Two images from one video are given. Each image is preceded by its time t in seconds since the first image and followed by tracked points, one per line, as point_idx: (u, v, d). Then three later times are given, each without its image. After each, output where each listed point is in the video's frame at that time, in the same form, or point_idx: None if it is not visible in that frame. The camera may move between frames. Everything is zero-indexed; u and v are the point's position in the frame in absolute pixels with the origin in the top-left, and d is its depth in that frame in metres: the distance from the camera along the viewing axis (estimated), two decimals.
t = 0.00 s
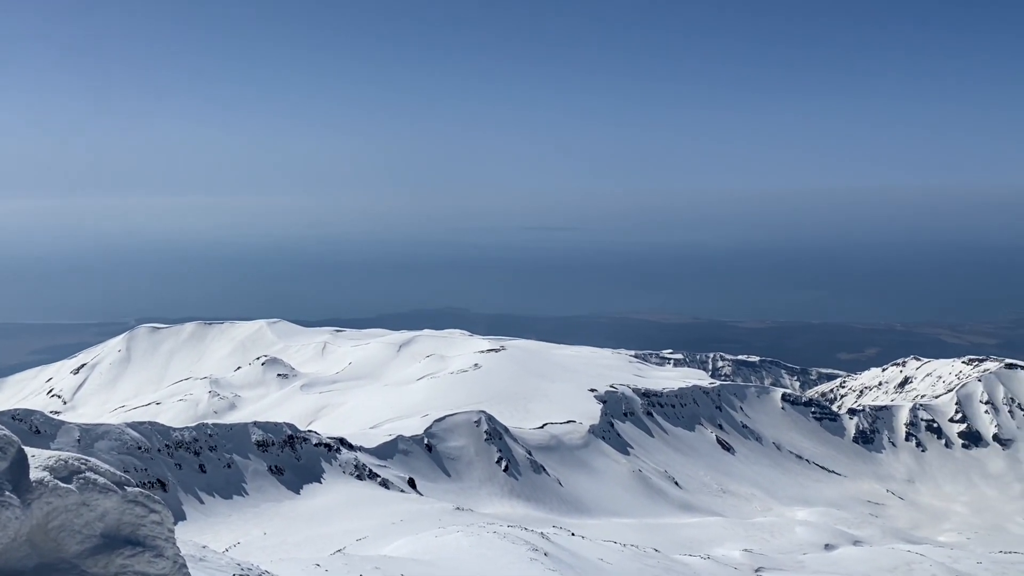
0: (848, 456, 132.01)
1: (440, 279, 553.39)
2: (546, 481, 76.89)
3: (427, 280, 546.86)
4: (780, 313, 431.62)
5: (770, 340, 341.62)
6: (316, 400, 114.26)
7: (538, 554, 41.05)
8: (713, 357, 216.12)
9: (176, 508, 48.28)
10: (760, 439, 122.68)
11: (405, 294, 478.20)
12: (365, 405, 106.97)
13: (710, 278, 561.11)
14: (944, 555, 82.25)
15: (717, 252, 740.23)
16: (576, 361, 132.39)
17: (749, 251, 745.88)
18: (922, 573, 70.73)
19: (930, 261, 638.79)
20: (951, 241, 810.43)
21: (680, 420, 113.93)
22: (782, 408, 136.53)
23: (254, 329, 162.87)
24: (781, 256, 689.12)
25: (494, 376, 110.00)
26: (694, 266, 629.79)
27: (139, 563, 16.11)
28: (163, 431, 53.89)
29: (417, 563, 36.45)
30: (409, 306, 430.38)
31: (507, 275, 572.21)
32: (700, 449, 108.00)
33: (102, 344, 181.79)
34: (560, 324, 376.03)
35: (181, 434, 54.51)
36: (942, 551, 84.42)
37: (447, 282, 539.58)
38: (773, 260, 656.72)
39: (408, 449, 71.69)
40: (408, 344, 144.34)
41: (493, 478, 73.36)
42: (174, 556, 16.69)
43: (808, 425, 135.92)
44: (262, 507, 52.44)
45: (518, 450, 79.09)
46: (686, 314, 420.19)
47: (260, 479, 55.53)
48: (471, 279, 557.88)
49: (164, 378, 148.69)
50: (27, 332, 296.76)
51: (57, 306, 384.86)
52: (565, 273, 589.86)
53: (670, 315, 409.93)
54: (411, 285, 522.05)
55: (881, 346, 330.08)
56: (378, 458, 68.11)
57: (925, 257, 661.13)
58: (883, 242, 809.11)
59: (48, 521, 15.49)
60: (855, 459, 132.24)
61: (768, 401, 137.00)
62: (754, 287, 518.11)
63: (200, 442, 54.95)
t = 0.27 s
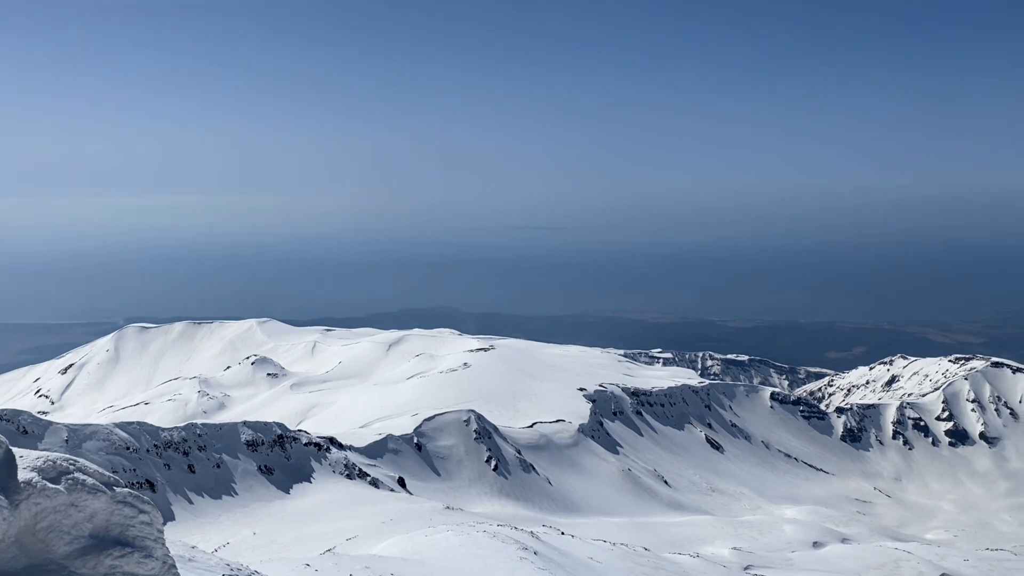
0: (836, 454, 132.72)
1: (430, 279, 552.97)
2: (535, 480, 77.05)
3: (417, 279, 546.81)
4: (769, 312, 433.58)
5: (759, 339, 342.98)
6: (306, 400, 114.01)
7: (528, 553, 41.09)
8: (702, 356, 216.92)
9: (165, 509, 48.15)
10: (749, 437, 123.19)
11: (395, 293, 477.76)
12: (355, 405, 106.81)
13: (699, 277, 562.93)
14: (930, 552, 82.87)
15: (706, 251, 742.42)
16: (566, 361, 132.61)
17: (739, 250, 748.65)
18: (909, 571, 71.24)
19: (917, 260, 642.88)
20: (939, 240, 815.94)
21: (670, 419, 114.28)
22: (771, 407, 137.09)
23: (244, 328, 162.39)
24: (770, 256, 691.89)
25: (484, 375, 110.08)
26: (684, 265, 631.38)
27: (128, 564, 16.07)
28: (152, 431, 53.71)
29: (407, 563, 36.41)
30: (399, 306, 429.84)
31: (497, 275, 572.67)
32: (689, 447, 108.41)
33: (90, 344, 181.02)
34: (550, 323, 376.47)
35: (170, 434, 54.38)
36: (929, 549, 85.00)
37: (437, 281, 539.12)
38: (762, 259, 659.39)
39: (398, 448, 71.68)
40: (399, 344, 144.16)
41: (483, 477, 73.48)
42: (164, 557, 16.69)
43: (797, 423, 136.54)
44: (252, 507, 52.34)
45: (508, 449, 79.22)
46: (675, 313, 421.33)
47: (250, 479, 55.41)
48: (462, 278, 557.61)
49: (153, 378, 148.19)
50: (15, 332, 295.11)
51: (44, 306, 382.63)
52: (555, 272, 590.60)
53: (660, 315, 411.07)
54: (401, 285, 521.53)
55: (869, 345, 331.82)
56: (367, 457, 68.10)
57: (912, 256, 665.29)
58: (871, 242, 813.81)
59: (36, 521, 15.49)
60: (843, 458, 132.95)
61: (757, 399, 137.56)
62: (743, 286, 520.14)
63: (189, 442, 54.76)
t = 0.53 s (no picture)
0: (820, 453, 133.50)
1: (416, 278, 552.07)
2: (520, 480, 77.01)
3: (403, 279, 546.37)
4: (754, 311, 435.80)
5: (744, 339, 344.52)
6: (290, 400, 113.49)
7: (514, 553, 41.01)
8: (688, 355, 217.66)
9: (148, 511, 47.74)
10: (734, 436, 123.66)
11: (381, 294, 476.81)
12: (339, 406, 106.40)
13: (684, 277, 564.85)
14: (913, 550, 83.48)
15: (692, 251, 745.17)
16: (552, 361, 132.60)
17: (723, 250, 752.11)
18: (893, 569, 71.79)
19: (899, 259, 647.83)
20: (921, 240, 822.82)
21: (655, 419, 114.52)
22: (756, 406, 137.66)
23: (228, 328, 161.41)
24: (755, 255, 695.35)
25: (470, 376, 109.88)
26: (670, 265, 633.21)
27: (111, 566, 15.86)
28: (135, 433, 53.25)
29: (392, 564, 36.31)
30: (385, 306, 428.89)
31: (483, 275, 572.93)
32: (674, 447, 108.71)
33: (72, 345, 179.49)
34: (536, 323, 376.68)
35: (153, 436, 53.94)
36: (912, 547, 85.65)
37: (423, 281, 538.11)
38: (747, 260, 662.42)
39: (383, 449, 71.48)
40: (384, 344, 143.75)
41: (469, 478, 73.35)
42: (148, 558, 16.53)
43: (781, 422, 137.17)
44: (236, 509, 52.04)
45: (493, 449, 79.14)
46: (660, 313, 422.52)
47: (233, 480, 55.06)
48: (448, 278, 557.14)
49: (136, 378, 147.09)
50: None
51: (26, 306, 379.15)
52: (541, 272, 591.25)
53: (645, 314, 412.27)
54: (387, 285, 520.48)
55: (852, 344, 334.00)
56: (352, 458, 67.79)
57: (895, 256, 670.30)
58: (854, 241, 819.73)
59: (16, 523, 15.29)
60: (827, 456, 133.70)
61: (742, 398, 138.01)
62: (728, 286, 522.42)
63: (172, 443, 54.37)
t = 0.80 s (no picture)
0: (798, 451, 134.57)
1: (397, 279, 550.25)
2: (501, 480, 77.01)
3: (383, 280, 544.49)
4: (733, 311, 438.13)
5: (723, 338, 346.22)
6: (270, 401, 112.88)
7: (495, 553, 41.07)
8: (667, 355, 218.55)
9: (125, 514, 47.36)
10: (713, 435, 124.36)
11: (361, 294, 474.78)
12: (319, 407, 105.97)
13: (665, 277, 566.92)
14: (890, 548, 84.32)
15: (672, 251, 747.91)
16: (533, 361, 132.67)
17: (704, 249, 755.84)
18: (870, 566, 72.55)
19: (877, 259, 653.26)
20: (897, 239, 831.35)
21: (635, 418, 114.88)
22: (735, 405, 138.51)
23: (206, 329, 160.13)
24: (734, 255, 699.25)
25: (451, 376, 109.71)
26: (650, 265, 635.23)
27: (87, 571, 15.71)
28: (112, 435, 52.79)
29: (372, 565, 36.29)
30: (365, 306, 427.01)
31: (464, 275, 571.90)
32: (654, 446, 109.12)
33: (48, 346, 177.41)
34: (517, 323, 376.58)
35: (131, 438, 53.46)
36: (889, 544, 86.55)
37: (404, 281, 536.43)
38: (726, 259, 666.12)
39: (364, 450, 71.22)
40: (364, 344, 143.31)
41: (449, 478, 73.31)
42: (125, 561, 16.41)
43: (760, 421, 138.11)
44: (215, 510, 51.73)
45: (474, 450, 79.08)
46: (641, 312, 423.67)
47: (212, 482, 54.71)
48: (428, 278, 555.80)
49: (113, 380, 145.68)
50: None
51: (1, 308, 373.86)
52: (521, 272, 591.08)
53: (626, 314, 413.31)
54: (367, 285, 518.33)
55: (830, 343, 336.62)
56: (332, 459, 67.49)
57: (873, 256, 675.57)
58: (832, 241, 825.64)
59: None
60: (805, 454, 134.72)
61: (721, 397, 138.81)
62: (708, 285, 524.86)
63: (150, 445, 53.94)
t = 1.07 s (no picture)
0: (772, 449, 135.79)
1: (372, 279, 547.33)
2: (477, 480, 76.98)
3: (357, 280, 541.70)
4: (707, 310, 441.19)
5: (698, 338, 348.30)
6: (243, 403, 112.01)
7: (471, 554, 41.06)
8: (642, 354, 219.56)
9: (96, 517, 46.70)
10: (687, 434, 125.04)
11: (336, 295, 471.73)
12: (294, 408, 105.32)
13: (639, 276, 569.38)
14: (863, 543, 85.23)
15: (646, 251, 750.53)
16: (508, 361, 132.59)
17: (678, 249, 759.68)
18: (843, 562, 73.37)
19: (848, 259, 660.94)
20: (868, 239, 840.79)
21: (611, 417, 115.25)
22: (710, 404, 139.46)
23: (178, 330, 158.42)
24: (708, 255, 703.38)
25: (426, 376, 109.44)
26: (625, 265, 637.77)
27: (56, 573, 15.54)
28: (82, 438, 52.00)
29: (347, 566, 36.10)
30: (341, 307, 424.65)
31: (440, 275, 570.37)
32: (630, 445, 109.57)
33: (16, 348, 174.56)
34: (493, 323, 376.29)
35: (101, 440, 52.72)
36: (861, 540, 87.48)
37: (379, 282, 534.25)
38: (700, 259, 670.00)
39: (339, 451, 70.79)
40: (338, 345, 142.51)
41: (425, 480, 73.08)
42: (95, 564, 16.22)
43: (734, 419, 139.16)
44: (188, 513, 51.16)
45: (450, 450, 78.96)
46: (616, 312, 424.98)
47: (185, 484, 54.16)
48: (404, 278, 553.71)
49: (83, 382, 143.71)
50: None
51: None
52: (496, 272, 590.93)
53: (601, 314, 414.59)
54: (342, 286, 515.36)
55: (803, 342, 339.92)
56: (306, 461, 67.00)
57: (844, 256, 683.12)
58: (803, 241, 834.03)
59: None
60: (778, 452, 135.89)
61: (696, 396, 139.66)
62: (683, 285, 527.81)
63: (121, 448, 53.22)
